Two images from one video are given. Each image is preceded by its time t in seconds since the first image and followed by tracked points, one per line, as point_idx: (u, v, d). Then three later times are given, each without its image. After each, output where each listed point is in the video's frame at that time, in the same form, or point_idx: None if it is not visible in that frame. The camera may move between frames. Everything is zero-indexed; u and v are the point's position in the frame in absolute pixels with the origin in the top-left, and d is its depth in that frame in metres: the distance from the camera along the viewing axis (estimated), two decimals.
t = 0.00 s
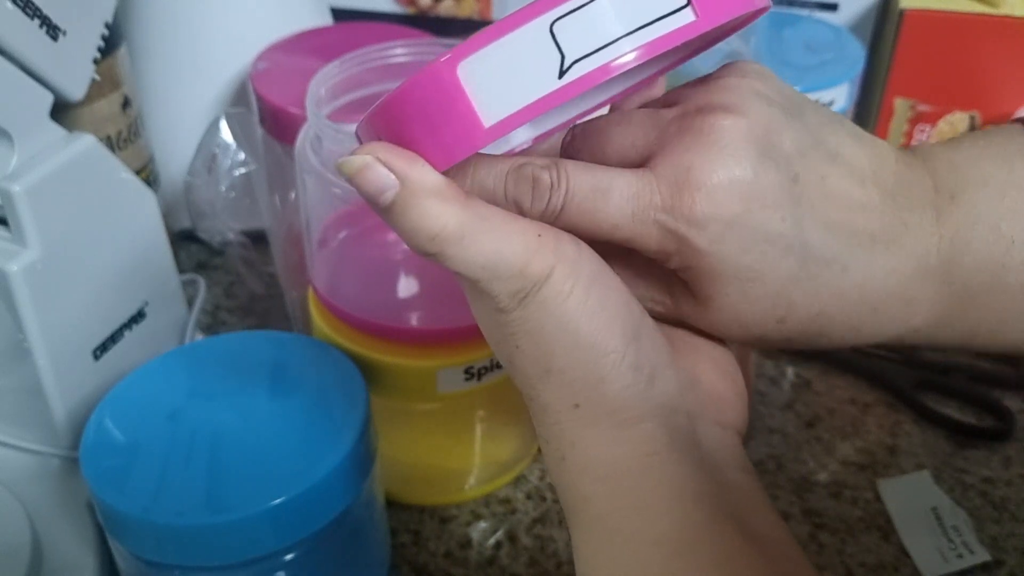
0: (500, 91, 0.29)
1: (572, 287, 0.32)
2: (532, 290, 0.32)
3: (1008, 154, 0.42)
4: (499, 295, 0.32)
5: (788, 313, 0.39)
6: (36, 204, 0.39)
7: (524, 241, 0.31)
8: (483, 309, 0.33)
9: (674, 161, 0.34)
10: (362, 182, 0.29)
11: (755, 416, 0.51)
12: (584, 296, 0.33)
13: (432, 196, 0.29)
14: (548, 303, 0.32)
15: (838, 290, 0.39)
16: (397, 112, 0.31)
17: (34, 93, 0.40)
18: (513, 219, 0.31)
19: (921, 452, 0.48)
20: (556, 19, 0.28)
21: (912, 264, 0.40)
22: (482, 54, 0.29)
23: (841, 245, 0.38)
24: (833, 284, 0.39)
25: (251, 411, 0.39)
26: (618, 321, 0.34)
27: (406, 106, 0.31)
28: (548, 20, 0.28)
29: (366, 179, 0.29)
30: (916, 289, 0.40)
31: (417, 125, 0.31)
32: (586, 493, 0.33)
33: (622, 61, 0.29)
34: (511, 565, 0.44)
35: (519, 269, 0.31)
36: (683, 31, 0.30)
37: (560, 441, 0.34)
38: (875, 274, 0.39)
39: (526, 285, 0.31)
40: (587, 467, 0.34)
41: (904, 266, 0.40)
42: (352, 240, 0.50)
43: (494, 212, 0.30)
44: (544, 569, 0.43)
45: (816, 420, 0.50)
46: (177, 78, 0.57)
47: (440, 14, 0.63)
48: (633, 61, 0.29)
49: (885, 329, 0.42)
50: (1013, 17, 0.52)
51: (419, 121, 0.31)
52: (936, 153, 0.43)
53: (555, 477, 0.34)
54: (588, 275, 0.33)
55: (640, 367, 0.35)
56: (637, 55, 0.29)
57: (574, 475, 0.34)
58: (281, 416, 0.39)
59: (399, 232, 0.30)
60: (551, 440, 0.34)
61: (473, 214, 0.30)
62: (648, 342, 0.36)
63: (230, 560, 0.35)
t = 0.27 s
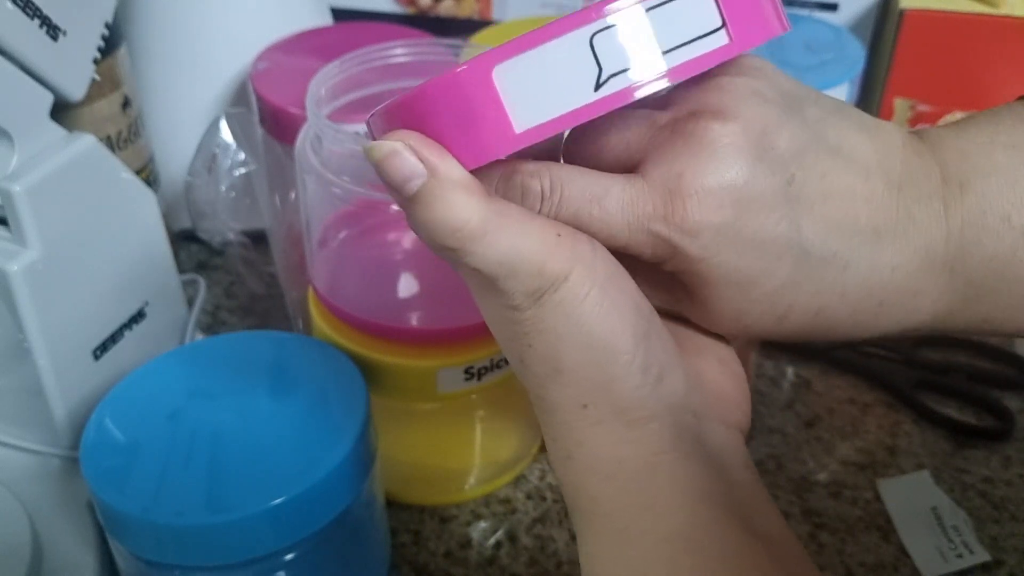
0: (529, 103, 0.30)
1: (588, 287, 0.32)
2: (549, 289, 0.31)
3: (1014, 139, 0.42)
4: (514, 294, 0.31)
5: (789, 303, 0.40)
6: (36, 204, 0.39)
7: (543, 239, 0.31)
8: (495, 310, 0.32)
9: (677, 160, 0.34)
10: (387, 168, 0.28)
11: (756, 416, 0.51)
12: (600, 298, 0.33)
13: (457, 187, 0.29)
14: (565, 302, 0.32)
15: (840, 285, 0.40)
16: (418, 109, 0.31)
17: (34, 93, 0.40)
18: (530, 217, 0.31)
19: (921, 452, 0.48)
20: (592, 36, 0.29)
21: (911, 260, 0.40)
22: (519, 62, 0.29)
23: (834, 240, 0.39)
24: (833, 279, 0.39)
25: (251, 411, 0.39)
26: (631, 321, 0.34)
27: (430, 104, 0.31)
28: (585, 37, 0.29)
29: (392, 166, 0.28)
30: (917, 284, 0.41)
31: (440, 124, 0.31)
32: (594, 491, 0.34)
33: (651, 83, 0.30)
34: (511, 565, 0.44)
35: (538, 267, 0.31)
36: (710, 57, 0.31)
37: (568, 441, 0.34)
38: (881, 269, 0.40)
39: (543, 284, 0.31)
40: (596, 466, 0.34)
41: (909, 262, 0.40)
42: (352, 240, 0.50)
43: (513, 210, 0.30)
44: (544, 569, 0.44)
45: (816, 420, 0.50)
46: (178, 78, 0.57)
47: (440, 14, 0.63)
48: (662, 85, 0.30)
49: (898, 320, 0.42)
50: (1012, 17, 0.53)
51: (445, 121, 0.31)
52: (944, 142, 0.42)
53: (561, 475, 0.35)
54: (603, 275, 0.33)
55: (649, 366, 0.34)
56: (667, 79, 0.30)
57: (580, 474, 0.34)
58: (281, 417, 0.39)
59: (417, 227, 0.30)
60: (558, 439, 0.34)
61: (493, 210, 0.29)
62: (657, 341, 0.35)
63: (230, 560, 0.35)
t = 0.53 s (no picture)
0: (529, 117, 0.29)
1: (592, 293, 0.32)
2: (552, 296, 0.32)
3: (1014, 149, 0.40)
4: (519, 301, 0.32)
5: (790, 307, 0.39)
6: (37, 204, 0.39)
7: (546, 247, 0.31)
8: (504, 318, 0.33)
9: (675, 171, 0.35)
10: (391, 181, 0.29)
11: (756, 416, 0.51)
12: (604, 303, 0.33)
13: (458, 198, 0.29)
14: (569, 308, 0.32)
15: (844, 292, 0.39)
16: (419, 118, 0.31)
17: (34, 93, 0.40)
18: (533, 227, 0.31)
19: (921, 452, 0.48)
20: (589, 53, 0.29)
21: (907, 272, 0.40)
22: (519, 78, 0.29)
23: (834, 240, 0.39)
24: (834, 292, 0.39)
25: (251, 411, 0.39)
26: (635, 327, 0.34)
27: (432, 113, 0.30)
28: (589, 53, 0.29)
29: (395, 178, 0.29)
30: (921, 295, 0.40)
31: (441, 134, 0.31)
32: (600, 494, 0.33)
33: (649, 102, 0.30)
34: (511, 565, 0.44)
35: (540, 274, 0.31)
36: (709, 75, 0.31)
37: (575, 446, 0.34)
38: (877, 282, 0.39)
39: (547, 291, 0.32)
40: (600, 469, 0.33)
41: (911, 272, 0.40)
42: (352, 240, 0.50)
43: (515, 220, 0.31)
44: (544, 569, 0.44)
45: (816, 420, 0.50)
46: (178, 78, 0.57)
47: (440, 14, 0.63)
48: (663, 102, 0.30)
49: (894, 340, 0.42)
50: (1012, 17, 0.53)
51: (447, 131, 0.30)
52: (946, 150, 0.40)
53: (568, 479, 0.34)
54: (608, 281, 0.33)
55: (655, 370, 0.34)
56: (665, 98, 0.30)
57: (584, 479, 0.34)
58: (281, 416, 0.39)
59: (423, 238, 0.30)
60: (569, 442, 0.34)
61: (495, 220, 0.30)
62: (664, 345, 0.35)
63: (230, 560, 0.35)
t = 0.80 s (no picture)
0: (530, 123, 0.29)
1: (594, 296, 0.33)
2: (555, 300, 0.32)
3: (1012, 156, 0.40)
4: (522, 306, 0.32)
5: (787, 312, 0.39)
6: (36, 204, 0.39)
7: (550, 251, 0.32)
8: (504, 321, 0.33)
9: (670, 172, 0.35)
10: (396, 185, 0.28)
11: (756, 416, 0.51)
12: (606, 306, 0.33)
13: (463, 201, 0.29)
14: (571, 312, 0.33)
15: (844, 294, 0.39)
16: (418, 124, 0.31)
17: (34, 93, 0.40)
18: (536, 231, 0.32)
19: (921, 452, 0.48)
20: (586, 62, 0.29)
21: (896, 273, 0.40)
22: (521, 83, 0.29)
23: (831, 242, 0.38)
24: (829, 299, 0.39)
25: (251, 411, 0.39)
26: (636, 331, 0.34)
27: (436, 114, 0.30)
28: (591, 58, 0.29)
29: (402, 181, 0.28)
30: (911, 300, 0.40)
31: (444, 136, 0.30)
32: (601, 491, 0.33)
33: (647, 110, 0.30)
34: (512, 565, 0.44)
35: (544, 278, 0.32)
36: (711, 80, 0.31)
37: (577, 450, 0.34)
38: (872, 289, 0.39)
39: (550, 295, 0.32)
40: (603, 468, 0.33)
41: (910, 274, 0.40)
42: (352, 239, 0.50)
43: (519, 223, 0.31)
44: (544, 569, 0.44)
45: (816, 420, 0.51)
46: (178, 79, 0.57)
47: (440, 14, 0.63)
48: (665, 108, 0.30)
49: (896, 344, 0.42)
50: (1012, 17, 0.52)
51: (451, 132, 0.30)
52: (942, 158, 0.41)
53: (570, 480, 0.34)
54: (609, 285, 0.34)
55: (657, 374, 0.35)
56: (663, 106, 0.30)
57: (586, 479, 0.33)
58: (281, 416, 0.39)
59: (426, 242, 0.30)
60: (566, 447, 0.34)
61: (499, 224, 0.30)
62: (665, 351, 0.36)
63: (231, 560, 0.35)
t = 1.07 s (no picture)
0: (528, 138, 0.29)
1: (587, 309, 0.33)
2: (548, 313, 0.32)
3: (998, 170, 0.40)
4: (514, 318, 0.32)
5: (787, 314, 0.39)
6: (36, 205, 0.39)
7: (543, 265, 0.31)
8: (496, 334, 0.33)
9: (669, 184, 0.35)
10: (390, 196, 0.28)
11: (756, 416, 0.51)
12: (599, 320, 0.33)
13: (457, 215, 0.29)
14: (563, 325, 0.32)
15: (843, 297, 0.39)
16: (414, 135, 0.30)
17: (34, 93, 0.40)
18: (529, 243, 0.31)
19: (921, 452, 0.48)
20: (587, 78, 0.29)
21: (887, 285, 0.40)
22: (520, 98, 0.29)
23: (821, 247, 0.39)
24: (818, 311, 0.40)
25: (251, 412, 0.39)
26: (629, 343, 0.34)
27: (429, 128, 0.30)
28: (593, 76, 0.28)
29: (395, 192, 0.28)
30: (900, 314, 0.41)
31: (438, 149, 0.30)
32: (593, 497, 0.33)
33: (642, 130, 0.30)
34: (512, 565, 0.44)
35: (537, 291, 0.31)
36: (710, 98, 0.31)
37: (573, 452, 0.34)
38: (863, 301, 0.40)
39: (543, 308, 0.32)
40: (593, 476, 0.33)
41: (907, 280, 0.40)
42: (352, 240, 0.50)
43: (512, 235, 0.31)
44: (544, 569, 0.44)
45: (816, 420, 0.51)
46: (178, 80, 0.57)
47: (440, 14, 0.63)
48: (664, 125, 0.30)
49: (889, 353, 0.42)
50: (1012, 17, 0.52)
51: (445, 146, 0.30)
52: (928, 174, 0.41)
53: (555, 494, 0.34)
54: (601, 298, 0.33)
55: (646, 388, 0.35)
56: (659, 125, 0.30)
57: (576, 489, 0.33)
58: (281, 416, 0.39)
59: (418, 254, 0.30)
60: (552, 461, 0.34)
61: (493, 236, 0.30)
62: (656, 365, 0.36)
63: (230, 560, 0.35)
